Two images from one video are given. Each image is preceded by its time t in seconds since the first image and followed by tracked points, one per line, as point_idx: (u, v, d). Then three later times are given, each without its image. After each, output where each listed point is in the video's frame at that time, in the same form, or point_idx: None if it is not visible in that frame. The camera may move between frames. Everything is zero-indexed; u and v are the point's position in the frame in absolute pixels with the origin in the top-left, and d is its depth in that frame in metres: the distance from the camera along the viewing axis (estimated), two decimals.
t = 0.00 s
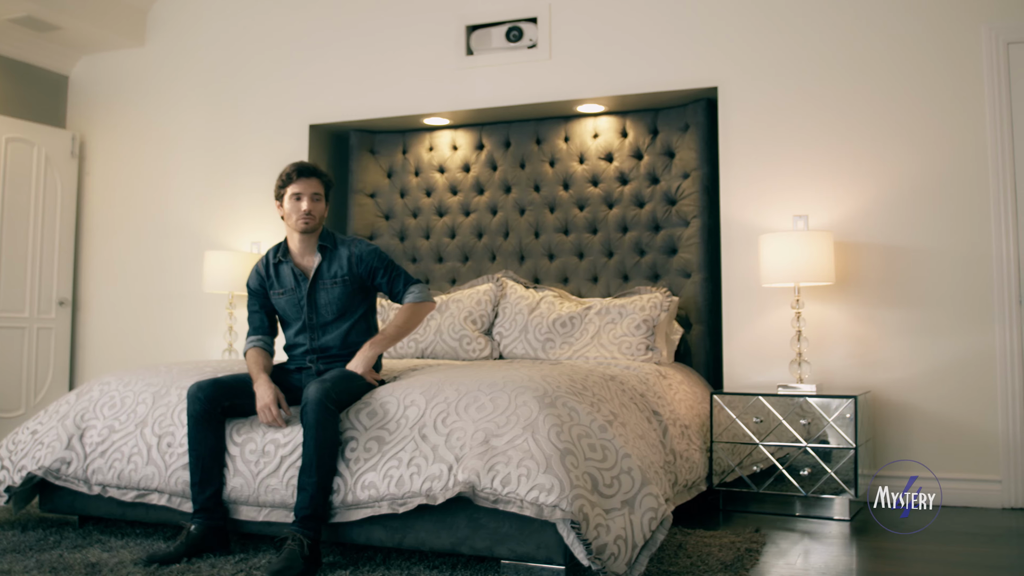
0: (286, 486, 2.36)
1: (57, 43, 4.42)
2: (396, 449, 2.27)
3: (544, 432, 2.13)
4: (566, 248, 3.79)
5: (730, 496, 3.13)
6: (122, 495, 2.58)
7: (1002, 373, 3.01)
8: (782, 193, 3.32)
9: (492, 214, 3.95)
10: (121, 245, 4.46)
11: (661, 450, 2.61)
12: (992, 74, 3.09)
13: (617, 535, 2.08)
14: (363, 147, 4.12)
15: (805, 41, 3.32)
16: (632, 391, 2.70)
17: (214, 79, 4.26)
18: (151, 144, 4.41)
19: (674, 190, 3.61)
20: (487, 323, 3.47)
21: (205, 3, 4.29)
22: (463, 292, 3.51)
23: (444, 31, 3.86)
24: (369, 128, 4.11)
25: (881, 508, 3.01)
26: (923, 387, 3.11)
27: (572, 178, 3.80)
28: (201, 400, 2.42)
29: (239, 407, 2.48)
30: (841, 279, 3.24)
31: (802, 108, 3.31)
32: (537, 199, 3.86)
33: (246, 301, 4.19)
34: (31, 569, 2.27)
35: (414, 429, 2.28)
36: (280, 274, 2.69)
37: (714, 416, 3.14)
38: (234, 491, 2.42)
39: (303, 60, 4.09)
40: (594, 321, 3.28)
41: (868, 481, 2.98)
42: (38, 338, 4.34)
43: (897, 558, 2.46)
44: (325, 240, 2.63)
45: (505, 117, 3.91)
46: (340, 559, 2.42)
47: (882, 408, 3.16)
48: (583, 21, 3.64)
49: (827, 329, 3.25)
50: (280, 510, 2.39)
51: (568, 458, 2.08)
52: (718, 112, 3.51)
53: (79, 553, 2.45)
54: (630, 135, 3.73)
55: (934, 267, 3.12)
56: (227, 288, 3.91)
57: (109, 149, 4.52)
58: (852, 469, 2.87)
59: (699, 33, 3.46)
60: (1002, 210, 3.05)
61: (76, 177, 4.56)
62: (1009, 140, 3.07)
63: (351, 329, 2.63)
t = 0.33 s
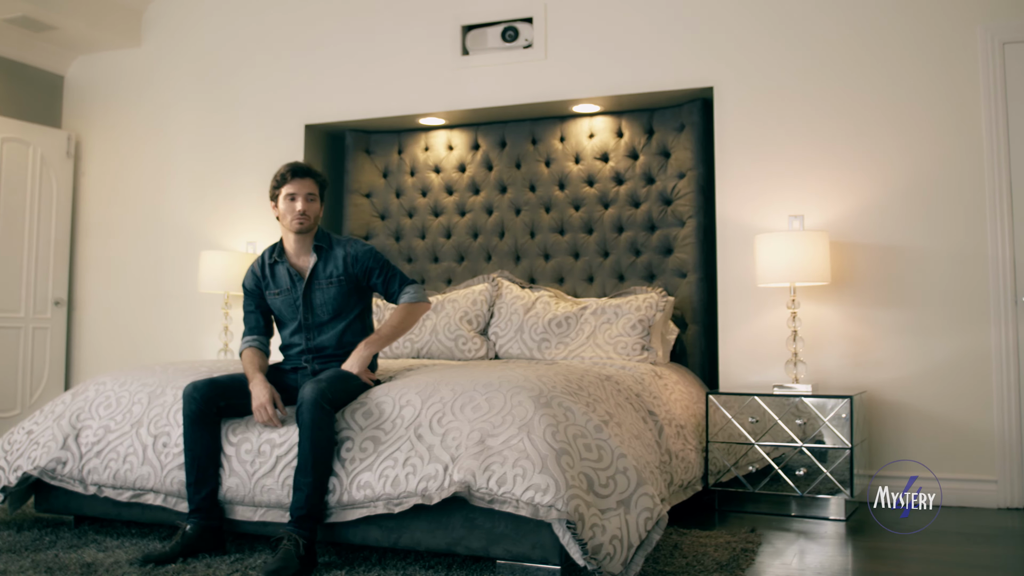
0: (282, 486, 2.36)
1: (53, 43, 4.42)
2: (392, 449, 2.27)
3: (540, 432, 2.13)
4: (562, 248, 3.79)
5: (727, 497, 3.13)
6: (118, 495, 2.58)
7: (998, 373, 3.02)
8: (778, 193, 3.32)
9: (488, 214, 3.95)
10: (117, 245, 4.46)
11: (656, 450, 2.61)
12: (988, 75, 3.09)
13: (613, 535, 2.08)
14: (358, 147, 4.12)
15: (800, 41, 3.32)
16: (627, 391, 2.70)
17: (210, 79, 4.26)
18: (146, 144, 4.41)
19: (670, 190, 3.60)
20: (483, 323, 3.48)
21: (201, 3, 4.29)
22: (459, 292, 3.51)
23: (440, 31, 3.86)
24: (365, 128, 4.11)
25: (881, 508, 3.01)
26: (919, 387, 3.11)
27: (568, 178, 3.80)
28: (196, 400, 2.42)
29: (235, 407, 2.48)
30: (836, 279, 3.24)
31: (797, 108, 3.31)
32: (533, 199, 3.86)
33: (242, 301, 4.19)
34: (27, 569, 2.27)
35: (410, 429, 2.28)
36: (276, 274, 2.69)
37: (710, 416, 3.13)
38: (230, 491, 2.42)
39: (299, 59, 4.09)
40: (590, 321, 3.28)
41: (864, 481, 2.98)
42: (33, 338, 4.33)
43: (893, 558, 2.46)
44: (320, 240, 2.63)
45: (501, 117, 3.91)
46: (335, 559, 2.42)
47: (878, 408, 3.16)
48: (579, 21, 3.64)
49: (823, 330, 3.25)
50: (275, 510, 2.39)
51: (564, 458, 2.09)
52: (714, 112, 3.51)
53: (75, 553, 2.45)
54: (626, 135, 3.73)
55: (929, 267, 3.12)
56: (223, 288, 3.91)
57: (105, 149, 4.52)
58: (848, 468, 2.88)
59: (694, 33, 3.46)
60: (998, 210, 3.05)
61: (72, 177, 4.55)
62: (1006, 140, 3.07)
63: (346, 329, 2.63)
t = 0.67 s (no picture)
0: (277, 486, 2.36)
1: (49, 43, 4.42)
2: (387, 449, 2.27)
3: (535, 432, 2.13)
4: (557, 248, 3.79)
5: (722, 497, 3.12)
6: (113, 495, 2.58)
7: (993, 373, 3.02)
8: (774, 193, 3.32)
9: (483, 214, 3.95)
10: (113, 245, 4.46)
11: (652, 451, 2.61)
12: (983, 75, 3.09)
13: (608, 535, 2.08)
14: (354, 147, 4.12)
15: (795, 41, 3.32)
16: (622, 391, 2.70)
17: (206, 80, 4.26)
18: (142, 144, 4.41)
19: (665, 190, 3.60)
20: (478, 323, 3.48)
21: (197, 3, 4.29)
22: (454, 292, 3.51)
23: (435, 31, 3.86)
24: (361, 128, 4.11)
25: (881, 508, 3.01)
26: (914, 387, 3.11)
27: (564, 178, 3.80)
28: (192, 400, 2.42)
29: (231, 407, 2.48)
30: (832, 279, 3.24)
31: (793, 108, 3.31)
32: (528, 199, 3.87)
33: (238, 301, 4.19)
34: (22, 569, 2.27)
35: (405, 429, 2.28)
36: (272, 275, 2.69)
37: (705, 416, 3.13)
38: (225, 491, 2.42)
39: (295, 59, 4.09)
40: (585, 321, 3.28)
41: (860, 482, 2.98)
42: (29, 338, 4.33)
43: (888, 558, 2.46)
44: (315, 240, 2.63)
45: (496, 117, 3.91)
46: (331, 559, 2.42)
47: (873, 409, 3.16)
48: (575, 21, 3.64)
49: (818, 330, 3.25)
50: (271, 510, 2.39)
51: (559, 458, 2.09)
52: (709, 112, 3.51)
53: (70, 553, 2.45)
54: (621, 135, 3.73)
55: (925, 267, 3.12)
56: (219, 288, 3.91)
57: (100, 149, 4.52)
58: (843, 468, 2.88)
59: (689, 33, 3.46)
60: (993, 210, 3.05)
61: (67, 177, 4.55)
62: (1001, 141, 3.07)
63: (342, 329, 2.63)
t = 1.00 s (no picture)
0: (272, 486, 2.36)
1: (44, 43, 4.41)
2: (382, 450, 2.27)
3: (531, 432, 2.13)
4: (553, 248, 3.79)
5: (717, 497, 3.12)
6: (109, 496, 2.58)
7: (989, 373, 3.02)
8: (771, 193, 3.32)
9: (479, 214, 3.95)
10: (109, 245, 4.46)
11: (647, 451, 2.61)
12: (979, 75, 3.09)
13: (604, 535, 2.08)
14: (350, 147, 4.12)
15: (790, 41, 3.32)
16: (618, 391, 2.70)
17: (202, 79, 4.26)
18: (138, 145, 4.41)
19: (660, 190, 3.61)
20: (474, 323, 3.48)
21: (193, 3, 4.29)
22: (450, 292, 3.51)
23: (431, 31, 3.86)
24: (356, 128, 4.11)
25: (881, 508, 3.01)
26: (909, 387, 3.11)
27: (559, 178, 3.80)
28: (188, 400, 2.42)
29: (226, 407, 2.48)
30: (827, 279, 3.24)
31: (789, 109, 3.31)
32: (524, 199, 3.87)
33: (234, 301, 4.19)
34: (18, 570, 2.27)
35: (401, 429, 2.28)
36: (267, 275, 2.69)
37: (701, 417, 3.13)
38: (221, 491, 2.42)
39: (291, 60, 4.09)
40: (581, 321, 3.28)
41: (855, 482, 2.98)
42: (25, 338, 4.33)
43: (883, 558, 2.46)
44: (311, 240, 2.63)
45: (492, 117, 3.91)
46: (326, 559, 2.42)
47: (868, 409, 3.16)
48: (571, 21, 3.64)
49: (814, 330, 3.25)
50: (266, 510, 2.39)
51: (555, 459, 2.09)
52: (704, 112, 3.51)
53: (66, 553, 2.45)
54: (617, 135, 3.73)
55: (921, 267, 3.12)
56: (215, 288, 3.91)
57: (96, 149, 4.52)
58: (839, 468, 2.88)
59: (685, 33, 3.46)
60: (989, 210, 3.05)
61: (63, 177, 4.55)
62: (997, 141, 3.07)
63: (337, 329, 2.63)
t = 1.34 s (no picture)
0: (268, 486, 2.36)
1: (40, 43, 4.41)
2: (378, 450, 2.27)
3: (527, 432, 2.13)
4: (548, 248, 3.79)
5: (714, 497, 3.12)
6: (105, 496, 2.58)
7: (984, 373, 3.02)
8: (767, 194, 3.32)
9: (475, 214, 3.95)
10: (105, 245, 4.46)
11: (643, 451, 2.61)
12: (975, 75, 3.09)
13: (600, 535, 2.09)
14: (345, 147, 4.12)
15: (785, 41, 3.33)
16: (613, 391, 2.70)
17: (197, 80, 4.26)
18: (134, 145, 4.41)
19: (656, 190, 3.61)
20: (470, 324, 3.47)
21: (189, 3, 4.29)
22: (446, 292, 3.51)
23: (427, 30, 3.86)
24: (352, 128, 4.11)
25: (881, 508, 3.01)
26: (904, 387, 3.11)
27: (555, 178, 3.80)
28: (184, 400, 2.42)
29: (222, 407, 2.48)
30: (822, 279, 3.24)
31: (784, 109, 3.31)
32: (520, 199, 3.87)
33: (229, 301, 4.19)
34: (13, 570, 2.27)
35: (397, 429, 2.28)
36: (263, 275, 2.69)
37: (697, 416, 3.13)
38: (217, 491, 2.42)
39: (287, 60, 4.09)
40: (577, 321, 3.28)
41: (851, 482, 2.98)
42: (20, 338, 4.33)
43: (879, 558, 2.46)
44: (306, 240, 2.63)
45: (488, 117, 3.91)
46: (322, 559, 2.42)
47: (864, 409, 3.16)
48: (566, 21, 3.64)
49: (809, 330, 3.25)
50: (262, 510, 2.39)
51: (550, 459, 2.09)
52: (700, 112, 3.51)
53: (61, 553, 2.45)
54: (612, 135, 3.73)
55: (917, 267, 3.12)
56: (211, 288, 3.91)
57: (92, 149, 4.52)
58: (835, 468, 2.88)
59: (680, 33, 3.46)
60: (985, 210, 3.05)
61: (58, 177, 4.55)
62: (993, 141, 3.07)
63: (333, 329, 2.63)
